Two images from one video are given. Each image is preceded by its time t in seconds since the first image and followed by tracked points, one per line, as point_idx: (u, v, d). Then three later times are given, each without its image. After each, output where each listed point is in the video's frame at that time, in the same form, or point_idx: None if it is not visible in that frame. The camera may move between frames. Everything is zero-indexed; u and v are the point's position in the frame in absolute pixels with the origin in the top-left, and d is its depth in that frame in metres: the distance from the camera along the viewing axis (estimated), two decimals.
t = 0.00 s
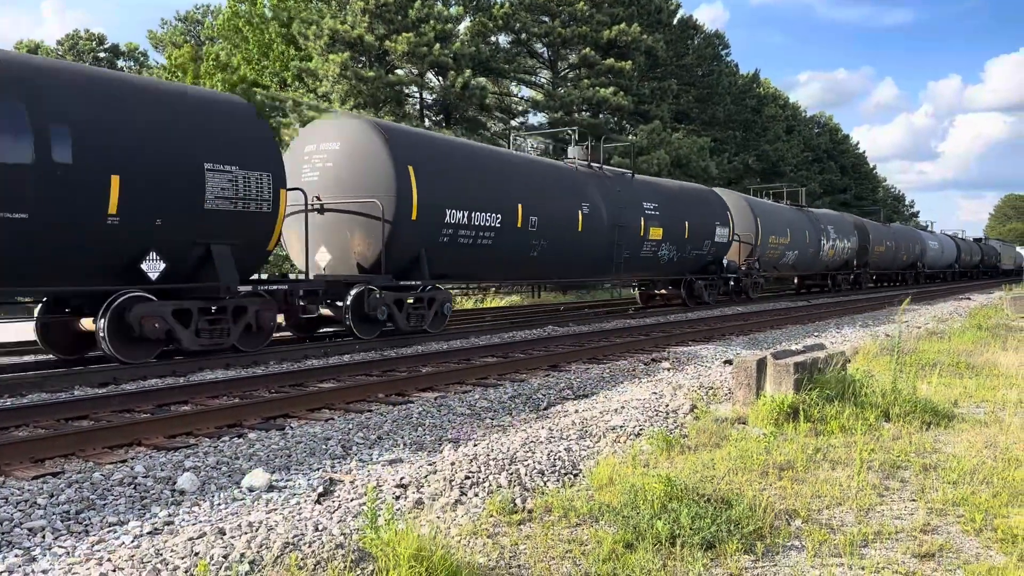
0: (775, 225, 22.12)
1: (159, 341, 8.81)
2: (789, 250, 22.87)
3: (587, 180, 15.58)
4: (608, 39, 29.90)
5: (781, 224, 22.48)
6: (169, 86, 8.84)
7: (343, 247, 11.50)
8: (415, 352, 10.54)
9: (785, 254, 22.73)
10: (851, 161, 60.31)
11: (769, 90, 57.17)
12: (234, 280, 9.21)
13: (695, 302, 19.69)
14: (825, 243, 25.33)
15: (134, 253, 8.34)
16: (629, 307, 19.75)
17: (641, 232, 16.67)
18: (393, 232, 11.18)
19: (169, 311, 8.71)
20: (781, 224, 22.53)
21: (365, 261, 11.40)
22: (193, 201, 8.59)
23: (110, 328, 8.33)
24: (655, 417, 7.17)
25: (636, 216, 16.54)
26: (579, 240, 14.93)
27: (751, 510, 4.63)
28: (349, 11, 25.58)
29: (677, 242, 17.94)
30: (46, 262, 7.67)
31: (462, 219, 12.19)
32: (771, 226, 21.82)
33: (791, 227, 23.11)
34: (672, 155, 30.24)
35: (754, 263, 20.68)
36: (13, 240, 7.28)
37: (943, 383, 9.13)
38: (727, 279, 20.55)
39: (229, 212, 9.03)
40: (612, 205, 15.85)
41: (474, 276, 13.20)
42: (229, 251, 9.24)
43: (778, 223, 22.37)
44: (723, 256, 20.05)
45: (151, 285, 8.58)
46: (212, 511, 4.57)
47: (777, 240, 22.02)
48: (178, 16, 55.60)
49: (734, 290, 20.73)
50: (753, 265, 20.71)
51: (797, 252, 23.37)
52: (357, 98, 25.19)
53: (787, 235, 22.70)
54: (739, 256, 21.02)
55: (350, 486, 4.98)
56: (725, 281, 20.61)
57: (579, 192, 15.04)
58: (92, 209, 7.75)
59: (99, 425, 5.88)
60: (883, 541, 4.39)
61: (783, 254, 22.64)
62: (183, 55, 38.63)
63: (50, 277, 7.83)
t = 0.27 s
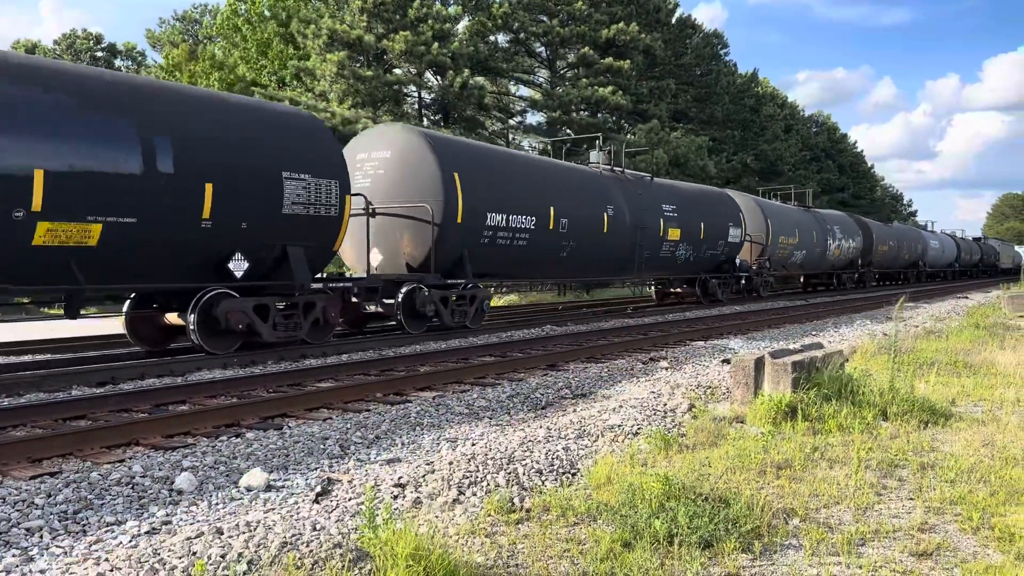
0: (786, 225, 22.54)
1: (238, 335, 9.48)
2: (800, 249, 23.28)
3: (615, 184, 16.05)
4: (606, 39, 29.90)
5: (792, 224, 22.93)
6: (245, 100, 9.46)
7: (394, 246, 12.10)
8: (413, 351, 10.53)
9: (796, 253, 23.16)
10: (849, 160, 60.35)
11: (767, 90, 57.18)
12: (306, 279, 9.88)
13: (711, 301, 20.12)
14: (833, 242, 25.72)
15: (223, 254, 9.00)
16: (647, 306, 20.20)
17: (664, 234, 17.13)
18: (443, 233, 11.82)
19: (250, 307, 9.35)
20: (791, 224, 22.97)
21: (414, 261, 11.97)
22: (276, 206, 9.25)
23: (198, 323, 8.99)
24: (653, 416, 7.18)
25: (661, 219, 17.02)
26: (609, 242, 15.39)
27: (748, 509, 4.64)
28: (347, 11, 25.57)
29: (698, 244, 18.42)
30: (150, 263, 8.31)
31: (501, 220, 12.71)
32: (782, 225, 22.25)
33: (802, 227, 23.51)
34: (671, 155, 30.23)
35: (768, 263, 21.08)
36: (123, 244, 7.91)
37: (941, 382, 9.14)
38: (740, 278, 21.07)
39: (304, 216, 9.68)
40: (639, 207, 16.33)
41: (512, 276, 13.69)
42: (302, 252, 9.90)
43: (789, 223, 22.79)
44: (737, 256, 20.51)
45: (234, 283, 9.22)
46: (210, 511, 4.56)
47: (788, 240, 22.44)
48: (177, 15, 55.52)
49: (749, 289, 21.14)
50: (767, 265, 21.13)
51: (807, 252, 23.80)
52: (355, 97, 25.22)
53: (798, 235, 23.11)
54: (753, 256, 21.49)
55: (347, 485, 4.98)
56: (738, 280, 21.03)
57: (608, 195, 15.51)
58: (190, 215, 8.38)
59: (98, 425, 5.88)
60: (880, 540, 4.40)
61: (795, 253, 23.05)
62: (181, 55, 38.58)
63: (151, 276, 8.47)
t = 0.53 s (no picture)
0: (795, 225, 23.30)
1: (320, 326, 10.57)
2: (808, 249, 24.05)
3: (639, 189, 17.11)
4: (605, 38, 29.90)
5: (802, 225, 23.73)
6: (323, 117, 10.62)
7: (446, 247, 13.22)
8: (412, 351, 10.54)
9: (805, 253, 23.94)
10: (847, 160, 60.37)
11: (766, 89, 57.18)
12: (376, 277, 10.96)
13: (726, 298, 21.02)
14: (840, 243, 26.45)
15: (306, 254, 10.08)
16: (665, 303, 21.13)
17: (683, 235, 18.14)
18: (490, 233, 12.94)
19: (330, 301, 10.45)
20: (800, 224, 23.73)
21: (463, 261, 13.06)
22: (351, 211, 10.32)
23: (286, 313, 10.08)
24: (652, 415, 7.18)
25: (680, 221, 18.03)
26: (634, 242, 16.40)
27: (746, 509, 4.64)
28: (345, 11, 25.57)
29: (713, 244, 19.42)
30: (245, 262, 9.40)
31: (539, 222, 13.75)
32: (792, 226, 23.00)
33: (811, 227, 24.24)
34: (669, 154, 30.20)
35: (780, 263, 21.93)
36: (227, 246, 9.04)
37: (939, 382, 9.14)
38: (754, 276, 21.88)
39: (375, 220, 10.73)
40: (660, 210, 17.36)
41: (549, 274, 14.71)
42: (371, 253, 10.93)
43: (798, 224, 23.59)
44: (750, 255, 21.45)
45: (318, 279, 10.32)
46: (208, 511, 4.56)
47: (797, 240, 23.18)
48: (175, 15, 55.47)
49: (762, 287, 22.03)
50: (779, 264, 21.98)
51: (816, 252, 24.60)
52: (353, 97, 25.23)
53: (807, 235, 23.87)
54: (766, 257, 22.24)
55: (346, 485, 4.98)
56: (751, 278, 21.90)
57: (633, 198, 16.55)
58: (280, 218, 9.48)
59: (96, 425, 5.87)
60: (878, 539, 4.40)
61: (804, 253, 23.82)
62: (179, 54, 38.54)
63: (250, 273, 9.60)
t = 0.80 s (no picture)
0: (805, 226, 24.05)
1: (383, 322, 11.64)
2: (817, 250, 24.77)
3: (662, 193, 17.95)
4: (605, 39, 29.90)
5: (811, 226, 24.47)
6: (388, 131, 11.66)
7: (489, 246, 14.01)
8: (412, 352, 10.55)
9: (814, 253, 24.69)
10: (847, 160, 60.38)
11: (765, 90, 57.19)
12: (436, 276, 12.01)
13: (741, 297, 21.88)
14: (848, 243, 27.13)
15: (375, 256, 11.09)
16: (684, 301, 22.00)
17: (704, 237, 18.95)
18: (533, 236, 13.70)
19: (394, 300, 11.50)
20: (809, 226, 24.44)
21: (505, 261, 13.86)
22: (413, 217, 11.34)
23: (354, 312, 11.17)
24: (652, 416, 7.18)
25: (701, 223, 18.87)
26: (660, 243, 17.22)
27: (745, 509, 4.64)
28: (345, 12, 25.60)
29: (731, 244, 20.22)
30: (323, 264, 10.42)
31: (575, 225, 14.55)
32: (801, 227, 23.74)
33: (819, 229, 24.95)
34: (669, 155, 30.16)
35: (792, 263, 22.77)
36: (310, 248, 10.04)
37: (939, 382, 9.14)
38: (767, 275, 22.84)
39: (433, 225, 11.78)
40: (683, 213, 18.20)
41: (584, 274, 15.51)
42: (430, 255, 11.95)
43: (808, 225, 24.33)
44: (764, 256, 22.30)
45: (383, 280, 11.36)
46: (208, 512, 4.56)
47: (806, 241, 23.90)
48: (174, 15, 55.50)
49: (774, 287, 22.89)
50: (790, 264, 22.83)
51: (825, 252, 25.38)
52: (352, 97, 25.21)
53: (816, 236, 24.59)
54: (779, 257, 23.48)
55: (345, 486, 4.99)
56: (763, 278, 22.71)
57: (658, 202, 17.39)
58: (355, 225, 10.50)
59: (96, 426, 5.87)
60: (878, 539, 4.40)
61: (813, 253, 24.59)
62: (178, 55, 38.55)
63: (327, 272, 10.62)
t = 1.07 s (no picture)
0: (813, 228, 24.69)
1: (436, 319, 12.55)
2: (826, 250, 25.33)
3: (683, 198, 18.80)
4: (605, 40, 29.91)
5: (820, 228, 25.09)
6: (445, 144, 12.71)
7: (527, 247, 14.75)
8: (413, 353, 10.55)
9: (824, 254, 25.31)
10: (847, 161, 60.37)
11: (766, 91, 57.21)
12: (484, 277, 12.96)
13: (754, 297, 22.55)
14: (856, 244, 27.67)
15: (433, 258, 12.05)
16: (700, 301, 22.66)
17: (722, 239, 19.77)
18: (568, 238, 14.52)
19: (446, 298, 12.42)
20: (817, 227, 25.05)
21: (542, 261, 14.67)
22: (467, 222, 12.32)
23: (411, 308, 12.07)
24: (652, 417, 7.18)
25: (719, 226, 19.69)
26: (682, 245, 18.05)
27: (747, 511, 4.63)
28: (344, 13, 25.64)
29: (746, 246, 21.05)
30: (390, 266, 11.39)
31: (606, 229, 15.36)
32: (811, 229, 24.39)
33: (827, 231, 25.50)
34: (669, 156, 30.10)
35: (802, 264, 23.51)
36: (379, 251, 11.02)
37: (940, 383, 9.13)
38: (780, 276, 23.52)
39: (483, 230, 12.71)
40: (702, 216, 19.04)
41: (614, 274, 16.33)
42: (479, 257, 12.89)
43: (817, 227, 24.98)
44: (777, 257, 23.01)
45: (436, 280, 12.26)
46: (210, 513, 4.57)
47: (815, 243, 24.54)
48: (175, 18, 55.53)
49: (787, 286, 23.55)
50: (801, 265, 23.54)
51: (834, 254, 26.00)
52: (353, 99, 25.21)
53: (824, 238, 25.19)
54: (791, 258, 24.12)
55: (346, 488, 4.99)
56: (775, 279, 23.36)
57: (679, 206, 18.24)
58: (417, 229, 11.48)
59: (96, 428, 5.87)
60: (879, 540, 4.39)
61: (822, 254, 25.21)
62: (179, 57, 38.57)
63: (391, 273, 11.56)
